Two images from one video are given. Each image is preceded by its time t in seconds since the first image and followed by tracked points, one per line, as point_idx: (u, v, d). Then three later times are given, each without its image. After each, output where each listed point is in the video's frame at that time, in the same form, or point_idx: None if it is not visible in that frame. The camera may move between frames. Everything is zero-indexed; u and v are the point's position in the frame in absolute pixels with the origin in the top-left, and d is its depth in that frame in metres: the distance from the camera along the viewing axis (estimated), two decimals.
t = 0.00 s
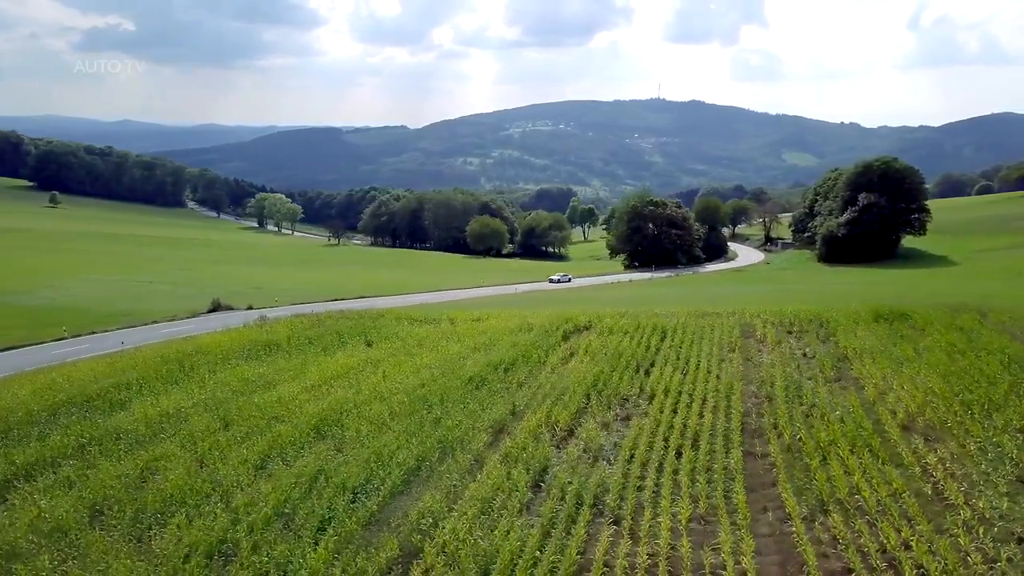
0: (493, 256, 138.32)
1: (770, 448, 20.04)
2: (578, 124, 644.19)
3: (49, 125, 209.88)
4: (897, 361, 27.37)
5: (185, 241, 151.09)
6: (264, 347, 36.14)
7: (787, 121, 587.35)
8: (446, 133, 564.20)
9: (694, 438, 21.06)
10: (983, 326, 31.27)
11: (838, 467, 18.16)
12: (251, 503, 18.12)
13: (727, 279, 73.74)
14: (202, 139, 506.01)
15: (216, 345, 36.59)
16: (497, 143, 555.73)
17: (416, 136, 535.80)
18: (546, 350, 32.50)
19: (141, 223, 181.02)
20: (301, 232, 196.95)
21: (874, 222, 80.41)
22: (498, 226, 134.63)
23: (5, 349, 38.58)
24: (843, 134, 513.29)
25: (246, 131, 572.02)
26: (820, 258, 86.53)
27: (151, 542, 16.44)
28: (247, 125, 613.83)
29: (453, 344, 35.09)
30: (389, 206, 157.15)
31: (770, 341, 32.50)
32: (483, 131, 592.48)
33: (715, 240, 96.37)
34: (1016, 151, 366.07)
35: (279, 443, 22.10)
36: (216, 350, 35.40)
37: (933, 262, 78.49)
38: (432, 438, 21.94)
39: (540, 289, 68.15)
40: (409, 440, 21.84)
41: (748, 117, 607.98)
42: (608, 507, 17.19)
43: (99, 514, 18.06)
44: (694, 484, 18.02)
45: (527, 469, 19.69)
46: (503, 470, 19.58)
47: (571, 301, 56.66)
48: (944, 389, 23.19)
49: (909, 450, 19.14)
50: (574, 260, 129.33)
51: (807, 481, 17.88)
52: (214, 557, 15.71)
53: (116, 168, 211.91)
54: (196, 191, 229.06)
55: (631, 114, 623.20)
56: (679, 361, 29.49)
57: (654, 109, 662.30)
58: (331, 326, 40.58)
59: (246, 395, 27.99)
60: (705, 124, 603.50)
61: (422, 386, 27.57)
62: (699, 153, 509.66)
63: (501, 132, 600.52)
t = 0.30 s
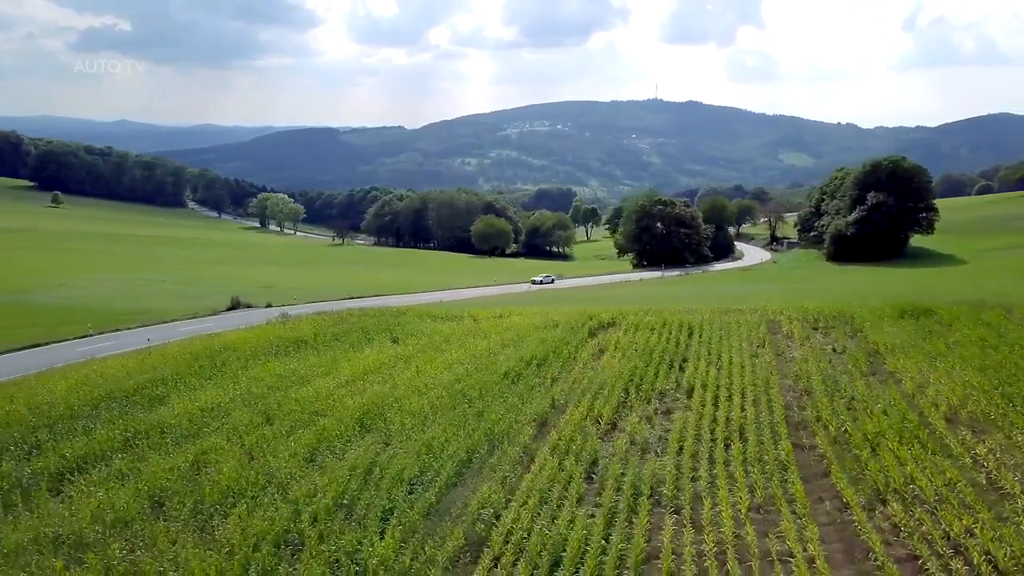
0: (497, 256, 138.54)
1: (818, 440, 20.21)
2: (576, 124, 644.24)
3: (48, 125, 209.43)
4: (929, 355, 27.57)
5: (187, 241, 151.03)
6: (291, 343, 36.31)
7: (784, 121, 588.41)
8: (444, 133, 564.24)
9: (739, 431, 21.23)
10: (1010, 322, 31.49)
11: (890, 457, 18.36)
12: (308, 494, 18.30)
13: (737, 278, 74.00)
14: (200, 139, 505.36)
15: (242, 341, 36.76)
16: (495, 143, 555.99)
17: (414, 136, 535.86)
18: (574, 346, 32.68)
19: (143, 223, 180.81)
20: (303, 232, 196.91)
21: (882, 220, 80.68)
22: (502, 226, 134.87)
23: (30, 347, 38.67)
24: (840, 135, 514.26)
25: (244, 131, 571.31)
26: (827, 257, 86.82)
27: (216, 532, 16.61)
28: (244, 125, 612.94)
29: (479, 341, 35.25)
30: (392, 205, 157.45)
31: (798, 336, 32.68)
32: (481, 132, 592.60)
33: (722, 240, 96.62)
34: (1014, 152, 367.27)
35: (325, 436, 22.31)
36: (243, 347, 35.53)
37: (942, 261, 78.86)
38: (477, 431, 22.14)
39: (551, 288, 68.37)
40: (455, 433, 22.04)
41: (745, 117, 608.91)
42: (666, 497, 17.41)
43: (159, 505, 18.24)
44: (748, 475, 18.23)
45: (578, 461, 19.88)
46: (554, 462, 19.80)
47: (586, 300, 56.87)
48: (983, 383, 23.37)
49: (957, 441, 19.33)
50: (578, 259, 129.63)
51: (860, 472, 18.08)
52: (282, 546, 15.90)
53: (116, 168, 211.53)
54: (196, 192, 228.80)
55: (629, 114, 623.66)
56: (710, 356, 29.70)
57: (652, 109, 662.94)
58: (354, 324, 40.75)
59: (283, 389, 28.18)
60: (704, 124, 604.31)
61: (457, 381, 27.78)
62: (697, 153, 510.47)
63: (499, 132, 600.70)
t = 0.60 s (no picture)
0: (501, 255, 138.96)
1: (859, 433, 20.40)
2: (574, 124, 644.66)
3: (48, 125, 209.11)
4: (958, 350, 27.78)
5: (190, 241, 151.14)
6: (314, 340, 36.44)
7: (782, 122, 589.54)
8: (443, 133, 564.50)
9: (780, 424, 21.40)
10: None
11: (936, 449, 18.56)
12: (359, 486, 18.48)
13: (746, 277, 74.29)
14: (198, 139, 504.89)
15: (266, 338, 36.90)
16: (494, 143, 556.39)
17: (412, 137, 535.73)
18: (599, 342, 32.89)
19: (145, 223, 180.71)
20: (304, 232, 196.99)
21: (889, 219, 81.03)
22: (507, 225, 135.26)
23: (53, 344, 38.80)
24: (838, 135, 515.33)
25: (241, 131, 570.12)
26: (834, 256, 87.09)
27: (273, 523, 16.78)
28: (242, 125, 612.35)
29: (503, 338, 35.40)
30: (396, 205, 157.85)
31: (821, 332, 32.90)
32: (479, 132, 592.85)
33: (728, 239, 96.77)
34: (1011, 152, 368.24)
35: (366, 431, 22.47)
36: (268, 344, 35.67)
37: (949, 260, 79.15)
38: (517, 425, 22.35)
39: (562, 286, 68.56)
40: (495, 427, 22.22)
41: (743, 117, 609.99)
42: (716, 487, 17.61)
43: (210, 498, 18.43)
44: (795, 466, 18.42)
45: (622, 453, 20.07)
46: (598, 455, 20.00)
47: (601, 298, 57.08)
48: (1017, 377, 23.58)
49: (1000, 434, 19.52)
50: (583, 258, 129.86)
51: (907, 463, 18.26)
52: (343, 536, 16.11)
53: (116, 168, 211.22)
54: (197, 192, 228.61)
55: (627, 114, 624.35)
56: (737, 352, 29.91)
57: (650, 109, 663.62)
58: (375, 322, 40.90)
59: (315, 386, 28.37)
60: (702, 125, 605.06)
61: (488, 377, 27.96)
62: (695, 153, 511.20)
63: (497, 133, 600.84)
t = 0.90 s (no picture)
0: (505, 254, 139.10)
1: (905, 425, 20.64)
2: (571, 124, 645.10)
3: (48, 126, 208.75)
4: (988, 345, 28.03)
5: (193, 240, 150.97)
6: (341, 337, 36.63)
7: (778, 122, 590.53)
8: (441, 133, 564.41)
9: (824, 416, 21.64)
10: None
11: (986, 439, 18.77)
12: (417, 476, 18.68)
13: (755, 275, 74.66)
14: (195, 139, 503.94)
15: (291, 336, 37.07)
16: (491, 143, 556.46)
17: (409, 137, 535.68)
18: (628, 338, 33.12)
19: (146, 223, 180.28)
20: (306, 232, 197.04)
21: (896, 218, 81.47)
22: (511, 225, 135.40)
23: (78, 341, 38.87)
24: (835, 135, 516.36)
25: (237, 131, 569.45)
26: (841, 255, 87.49)
27: (337, 513, 16.97)
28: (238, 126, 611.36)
29: (531, 334, 35.60)
30: (399, 205, 157.96)
31: (848, 327, 33.15)
32: (476, 132, 592.77)
33: (735, 238, 97.08)
34: (1008, 152, 369.64)
35: (412, 424, 22.68)
36: (295, 341, 35.80)
37: (957, 258, 79.55)
38: (561, 418, 22.56)
39: (574, 284, 68.81)
40: (541, 420, 22.47)
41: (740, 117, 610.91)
42: (772, 477, 17.84)
43: (269, 489, 18.63)
44: (847, 456, 18.67)
45: (672, 443, 20.32)
46: (648, 446, 20.25)
47: (615, 296, 57.37)
48: None
49: None
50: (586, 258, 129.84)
51: (957, 452, 18.50)
52: (410, 524, 16.30)
53: (116, 168, 210.95)
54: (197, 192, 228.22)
55: (624, 114, 624.84)
56: (767, 346, 30.18)
57: (646, 109, 664.52)
58: (398, 319, 41.09)
59: (351, 380, 28.58)
60: (699, 125, 605.97)
61: (523, 371, 28.20)
62: (692, 153, 511.93)
63: (494, 133, 601.07)
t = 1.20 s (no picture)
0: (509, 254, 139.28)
1: (946, 417, 20.87)
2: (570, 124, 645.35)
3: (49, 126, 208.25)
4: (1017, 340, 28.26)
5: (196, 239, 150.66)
6: (366, 334, 36.82)
7: (777, 122, 591.37)
8: (439, 133, 564.23)
9: (863, 408, 21.90)
10: None
11: None
12: (467, 468, 18.90)
13: (766, 274, 74.93)
14: (193, 139, 502.81)
15: (316, 332, 37.26)
16: (490, 143, 556.43)
17: (408, 137, 535.34)
18: (654, 334, 33.35)
19: (148, 222, 179.82)
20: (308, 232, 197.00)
21: (905, 217, 81.85)
22: (516, 224, 135.61)
23: (102, 338, 38.93)
24: (833, 135, 517.19)
25: (236, 132, 568.40)
26: (849, 254, 87.82)
27: (394, 504, 17.18)
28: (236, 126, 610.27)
29: (556, 330, 35.80)
30: (403, 204, 158.05)
31: (873, 323, 33.41)
32: (474, 132, 592.73)
33: (742, 237, 97.31)
34: (1006, 152, 370.59)
35: (453, 418, 22.90)
36: (321, 337, 36.01)
37: (966, 256, 79.95)
38: (601, 412, 22.80)
39: (586, 282, 69.00)
40: (581, 413, 22.70)
41: (738, 118, 611.65)
42: (822, 468, 18.05)
43: (321, 480, 18.83)
44: (893, 446, 18.91)
45: (715, 436, 20.57)
46: (691, 439, 20.50)
47: (630, 293, 57.55)
48: None
49: None
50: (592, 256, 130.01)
51: (1004, 445, 18.70)
52: (469, 514, 16.48)
53: (117, 168, 210.42)
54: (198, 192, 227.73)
55: (622, 115, 625.20)
56: (795, 342, 30.42)
57: (644, 109, 665.25)
58: (420, 316, 41.31)
59: (384, 376, 28.78)
60: (697, 125, 607.02)
61: (556, 367, 28.42)
62: (691, 154, 512.41)
63: (492, 133, 600.94)
